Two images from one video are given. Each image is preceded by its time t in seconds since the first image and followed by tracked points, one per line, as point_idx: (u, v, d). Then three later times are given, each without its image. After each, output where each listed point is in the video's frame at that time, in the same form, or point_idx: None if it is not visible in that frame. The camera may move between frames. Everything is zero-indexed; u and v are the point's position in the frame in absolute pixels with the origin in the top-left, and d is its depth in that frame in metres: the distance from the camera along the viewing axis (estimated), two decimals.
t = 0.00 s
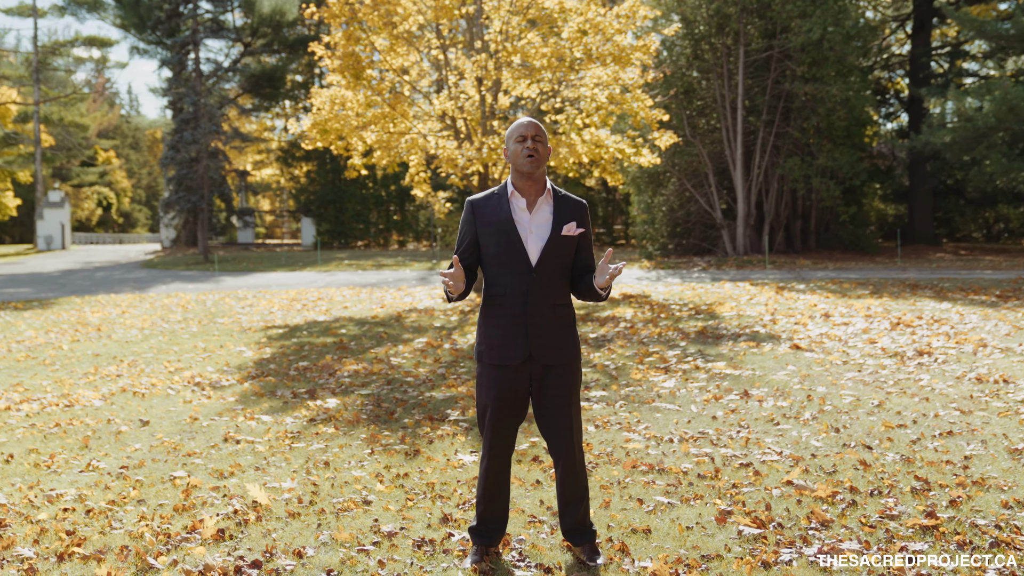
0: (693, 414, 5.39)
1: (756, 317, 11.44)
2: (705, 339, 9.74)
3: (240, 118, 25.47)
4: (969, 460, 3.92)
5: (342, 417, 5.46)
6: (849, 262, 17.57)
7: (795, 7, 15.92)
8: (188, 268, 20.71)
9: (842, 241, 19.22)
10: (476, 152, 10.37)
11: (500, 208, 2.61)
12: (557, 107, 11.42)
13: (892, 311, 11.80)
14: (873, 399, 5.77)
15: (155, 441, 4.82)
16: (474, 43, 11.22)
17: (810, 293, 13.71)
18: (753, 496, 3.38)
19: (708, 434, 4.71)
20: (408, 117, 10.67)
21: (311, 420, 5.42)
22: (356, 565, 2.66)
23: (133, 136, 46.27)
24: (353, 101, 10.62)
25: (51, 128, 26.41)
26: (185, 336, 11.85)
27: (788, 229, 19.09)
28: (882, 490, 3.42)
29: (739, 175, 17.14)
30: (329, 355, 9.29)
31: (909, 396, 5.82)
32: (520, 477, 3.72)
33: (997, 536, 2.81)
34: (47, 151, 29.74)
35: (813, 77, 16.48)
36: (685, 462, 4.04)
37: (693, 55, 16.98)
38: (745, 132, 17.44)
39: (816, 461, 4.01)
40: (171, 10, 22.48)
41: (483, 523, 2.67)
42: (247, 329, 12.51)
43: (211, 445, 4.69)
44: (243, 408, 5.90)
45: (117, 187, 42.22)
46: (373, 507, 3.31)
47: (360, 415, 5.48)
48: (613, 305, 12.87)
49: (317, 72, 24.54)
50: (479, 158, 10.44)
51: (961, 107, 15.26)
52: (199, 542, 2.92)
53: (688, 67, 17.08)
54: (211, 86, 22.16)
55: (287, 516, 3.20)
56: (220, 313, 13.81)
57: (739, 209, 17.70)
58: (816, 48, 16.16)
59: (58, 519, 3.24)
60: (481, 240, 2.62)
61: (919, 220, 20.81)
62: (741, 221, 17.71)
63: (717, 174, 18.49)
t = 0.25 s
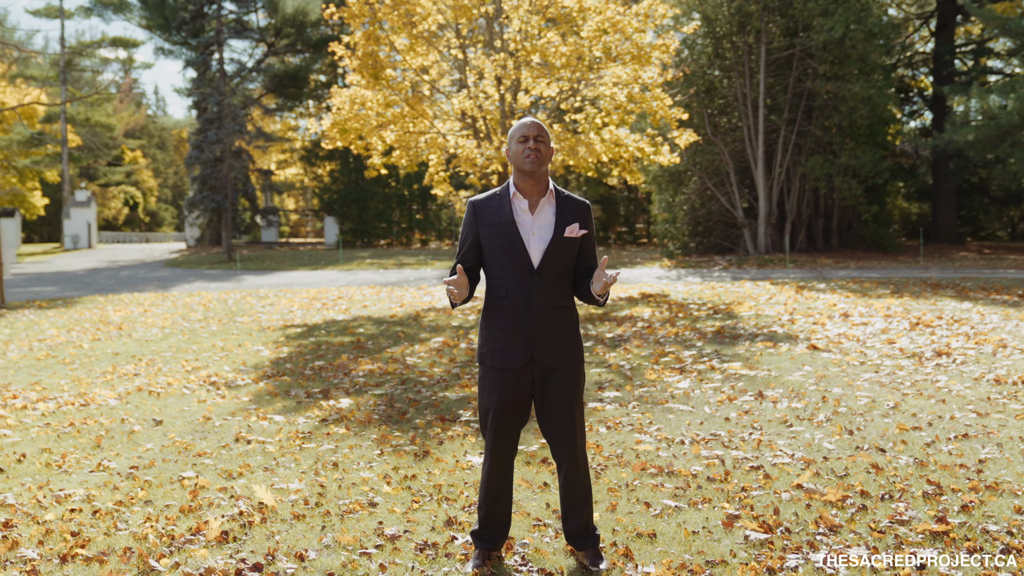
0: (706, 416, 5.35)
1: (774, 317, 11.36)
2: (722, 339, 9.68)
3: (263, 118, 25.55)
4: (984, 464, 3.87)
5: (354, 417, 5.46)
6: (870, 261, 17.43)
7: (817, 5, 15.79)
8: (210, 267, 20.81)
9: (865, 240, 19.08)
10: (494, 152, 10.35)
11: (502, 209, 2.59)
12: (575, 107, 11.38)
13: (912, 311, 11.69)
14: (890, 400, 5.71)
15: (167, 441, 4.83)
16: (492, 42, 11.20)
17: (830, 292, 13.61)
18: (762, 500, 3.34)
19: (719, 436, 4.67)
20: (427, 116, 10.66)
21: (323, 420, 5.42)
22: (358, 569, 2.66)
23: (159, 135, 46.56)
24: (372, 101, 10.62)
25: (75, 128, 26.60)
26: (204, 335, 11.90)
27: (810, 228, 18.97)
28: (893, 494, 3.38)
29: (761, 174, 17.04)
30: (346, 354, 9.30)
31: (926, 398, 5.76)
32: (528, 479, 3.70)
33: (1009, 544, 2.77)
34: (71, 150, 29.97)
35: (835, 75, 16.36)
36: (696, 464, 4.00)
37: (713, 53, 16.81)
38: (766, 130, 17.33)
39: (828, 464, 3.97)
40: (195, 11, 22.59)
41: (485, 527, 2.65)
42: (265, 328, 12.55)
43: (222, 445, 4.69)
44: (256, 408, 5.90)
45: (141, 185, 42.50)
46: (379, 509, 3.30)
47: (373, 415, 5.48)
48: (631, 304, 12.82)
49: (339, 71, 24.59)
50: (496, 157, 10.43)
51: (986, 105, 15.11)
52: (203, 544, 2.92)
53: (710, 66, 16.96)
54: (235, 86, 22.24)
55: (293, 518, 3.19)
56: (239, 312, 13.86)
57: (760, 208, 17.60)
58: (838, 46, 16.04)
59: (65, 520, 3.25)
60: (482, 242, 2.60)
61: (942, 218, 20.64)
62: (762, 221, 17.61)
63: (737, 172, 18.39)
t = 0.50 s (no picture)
0: (719, 417, 5.32)
1: (793, 316, 11.30)
2: (738, 339, 9.63)
3: (286, 117, 25.66)
4: (998, 468, 3.83)
5: (367, 418, 5.46)
6: (892, 260, 17.28)
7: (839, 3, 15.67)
8: (231, 265, 20.91)
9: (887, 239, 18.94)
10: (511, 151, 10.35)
11: (506, 212, 2.58)
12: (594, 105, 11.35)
13: (933, 311, 11.59)
14: (907, 402, 5.66)
15: (181, 442, 4.85)
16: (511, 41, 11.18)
17: (851, 292, 13.51)
18: (772, 504, 3.32)
19: (732, 438, 4.65)
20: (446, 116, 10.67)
21: (336, 420, 5.43)
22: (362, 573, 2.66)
23: (184, 134, 46.85)
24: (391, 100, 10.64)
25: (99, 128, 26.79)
26: (223, 334, 11.96)
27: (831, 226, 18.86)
28: (905, 499, 3.34)
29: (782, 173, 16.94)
30: (363, 353, 9.32)
31: (943, 400, 5.71)
32: (538, 482, 3.68)
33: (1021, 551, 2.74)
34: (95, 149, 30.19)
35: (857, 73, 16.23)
36: (707, 467, 3.98)
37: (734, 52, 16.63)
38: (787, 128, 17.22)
39: (840, 467, 3.94)
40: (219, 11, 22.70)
41: (490, 532, 2.64)
42: (284, 327, 12.60)
43: (234, 446, 4.71)
44: (271, 408, 5.91)
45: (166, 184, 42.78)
46: (387, 512, 3.30)
47: (386, 416, 5.49)
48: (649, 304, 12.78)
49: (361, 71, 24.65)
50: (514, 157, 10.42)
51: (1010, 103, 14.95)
52: (210, 546, 2.93)
53: (730, 64, 16.79)
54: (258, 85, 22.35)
55: (299, 520, 3.20)
56: (259, 310, 13.92)
57: (781, 206, 17.50)
58: (860, 44, 15.92)
59: (74, 521, 3.26)
60: (486, 244, 2.60)
61: (965, 217, 20.48)
62: (784, 219, 17.51)
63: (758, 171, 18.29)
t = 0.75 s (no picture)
0: (732, 419, 5.30)
1: (810, 317, 11.22)
2: (755, 340, 9.58)
3: (307, 117, 25.75)
4: (1014, 472, 3.78)
5: (379, 418, 5.47)
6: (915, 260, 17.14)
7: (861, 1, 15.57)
8: (251, 265, 20.99)
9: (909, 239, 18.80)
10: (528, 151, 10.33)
11: (512, 210, 2.57)
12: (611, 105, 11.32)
13: (953, 312, 11.48)
14: (924, 404, 5.62)
15: (194, 441, 4.87)
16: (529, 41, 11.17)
17: (870, 292, 13.41)
18: (783, 507, 3.29)
19: (746, 440, 4.62)
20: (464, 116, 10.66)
21: (349, 420, 5.44)
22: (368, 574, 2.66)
23: (206, 134, 47.10)
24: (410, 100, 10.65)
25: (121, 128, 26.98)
26: (241, 333, 12.00)
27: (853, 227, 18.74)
28: (918, 503, 3.30)
29: (802, 172, 16.84)
30: (379, 353, 9.33)
31: (961, 402, 5.66)
32: (549, 484, 3.67)
33: None
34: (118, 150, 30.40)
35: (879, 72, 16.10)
36: (718, 470, 3.96)
37: (756, 51, 16.67)
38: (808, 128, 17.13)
39: (853, 470, 3.91)
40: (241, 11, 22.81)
41: (496, 533, 2.63)
42: (302, 326, 12.64)
43: (247, 445, 4.73)
44: (285, 408, 5.93)
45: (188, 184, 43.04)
46: (396, 513, 3.29)
47: (399, 416, 5.49)
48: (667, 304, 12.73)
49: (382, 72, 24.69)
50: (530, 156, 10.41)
51: None
52: (217, 546, 2.93)
53: (751, 63, 16.85)
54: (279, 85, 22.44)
55: (308, 520, 3.20)
56: (278, 310, 13.96)
57: (802, 206, 17.40)
58: (882, 42, 15.79)
59: (85, 520, 3.28)
60: (493, 242, 2.59)
61: (988, 217, 20.31)
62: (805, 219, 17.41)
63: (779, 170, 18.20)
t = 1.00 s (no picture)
0: (745, 421, 5.26)
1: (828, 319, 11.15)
2: (772, 342, 9.52)
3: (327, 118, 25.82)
4: None
5: (391, 417, 5.47)
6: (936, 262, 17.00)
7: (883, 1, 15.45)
8: (270, 265, 21.05)
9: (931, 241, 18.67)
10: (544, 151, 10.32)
11: (517, 209, 2.56)
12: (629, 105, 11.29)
13: (973, 314, 11.38)
14: (941, 406, 5.57)
15: (206, 440, 4.88)
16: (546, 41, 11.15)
17: (890, 294, 13.31)
18: (792, 510, 3.27)
19: (757, 442, 4.59)
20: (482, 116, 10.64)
21: (361, 419, 5.44)
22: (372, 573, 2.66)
23: (228, 135, 47.33)
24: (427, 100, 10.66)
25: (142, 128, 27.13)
26: (258, 333, 12.04)
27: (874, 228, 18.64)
28: (928, 506, 3.27)
29: (823, 173, 16.75)
30: (395, 353, 9.33)
31: (978, 404, 5.60)
32: (558, 485, 3.66)
33: None
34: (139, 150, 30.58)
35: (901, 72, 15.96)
36: (728, 471, 3.94)
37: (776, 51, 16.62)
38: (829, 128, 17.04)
39: (865, 472, 3.88)
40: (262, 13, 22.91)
41: (500, 533, 2.62)
42: (319, 326, 12.67)
43: (258, 444, 4.74)
44: (298, 407, 5.93)
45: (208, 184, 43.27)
46: (402, 512, 3.29)
47: (411, 416, 5.49)
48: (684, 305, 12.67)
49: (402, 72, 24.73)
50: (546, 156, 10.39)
51: None
52: (223, 544, 2.94)
53: (773, 63, 16.82)
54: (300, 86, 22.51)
55: (315, 519, 3.20)
56: (295, 310, 14.00)
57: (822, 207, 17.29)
58: (904, 42, 15.65)
59: (94, 517, 3.29)
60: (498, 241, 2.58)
61: (1011, 218, 20.15)
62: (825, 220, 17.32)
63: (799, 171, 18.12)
